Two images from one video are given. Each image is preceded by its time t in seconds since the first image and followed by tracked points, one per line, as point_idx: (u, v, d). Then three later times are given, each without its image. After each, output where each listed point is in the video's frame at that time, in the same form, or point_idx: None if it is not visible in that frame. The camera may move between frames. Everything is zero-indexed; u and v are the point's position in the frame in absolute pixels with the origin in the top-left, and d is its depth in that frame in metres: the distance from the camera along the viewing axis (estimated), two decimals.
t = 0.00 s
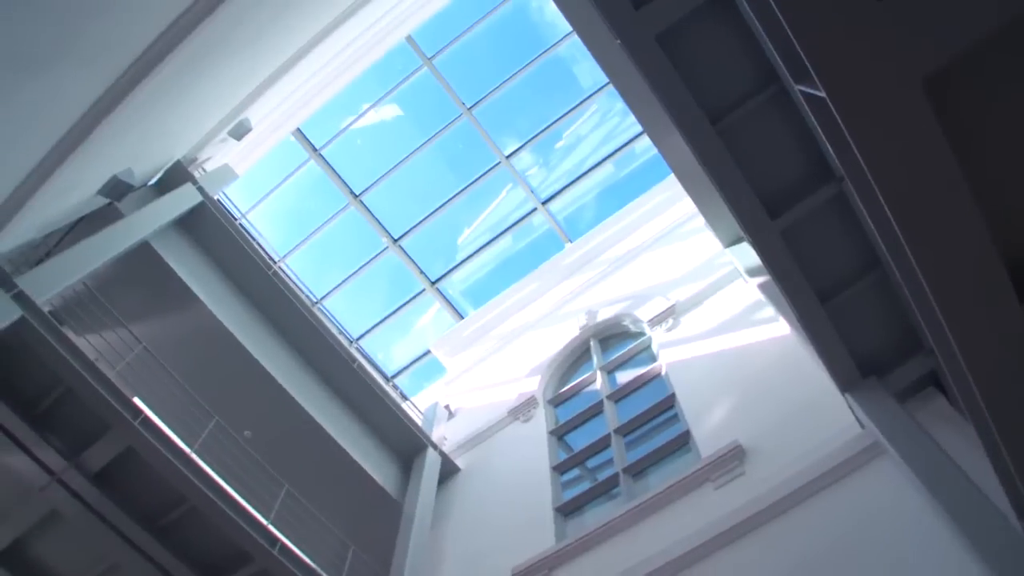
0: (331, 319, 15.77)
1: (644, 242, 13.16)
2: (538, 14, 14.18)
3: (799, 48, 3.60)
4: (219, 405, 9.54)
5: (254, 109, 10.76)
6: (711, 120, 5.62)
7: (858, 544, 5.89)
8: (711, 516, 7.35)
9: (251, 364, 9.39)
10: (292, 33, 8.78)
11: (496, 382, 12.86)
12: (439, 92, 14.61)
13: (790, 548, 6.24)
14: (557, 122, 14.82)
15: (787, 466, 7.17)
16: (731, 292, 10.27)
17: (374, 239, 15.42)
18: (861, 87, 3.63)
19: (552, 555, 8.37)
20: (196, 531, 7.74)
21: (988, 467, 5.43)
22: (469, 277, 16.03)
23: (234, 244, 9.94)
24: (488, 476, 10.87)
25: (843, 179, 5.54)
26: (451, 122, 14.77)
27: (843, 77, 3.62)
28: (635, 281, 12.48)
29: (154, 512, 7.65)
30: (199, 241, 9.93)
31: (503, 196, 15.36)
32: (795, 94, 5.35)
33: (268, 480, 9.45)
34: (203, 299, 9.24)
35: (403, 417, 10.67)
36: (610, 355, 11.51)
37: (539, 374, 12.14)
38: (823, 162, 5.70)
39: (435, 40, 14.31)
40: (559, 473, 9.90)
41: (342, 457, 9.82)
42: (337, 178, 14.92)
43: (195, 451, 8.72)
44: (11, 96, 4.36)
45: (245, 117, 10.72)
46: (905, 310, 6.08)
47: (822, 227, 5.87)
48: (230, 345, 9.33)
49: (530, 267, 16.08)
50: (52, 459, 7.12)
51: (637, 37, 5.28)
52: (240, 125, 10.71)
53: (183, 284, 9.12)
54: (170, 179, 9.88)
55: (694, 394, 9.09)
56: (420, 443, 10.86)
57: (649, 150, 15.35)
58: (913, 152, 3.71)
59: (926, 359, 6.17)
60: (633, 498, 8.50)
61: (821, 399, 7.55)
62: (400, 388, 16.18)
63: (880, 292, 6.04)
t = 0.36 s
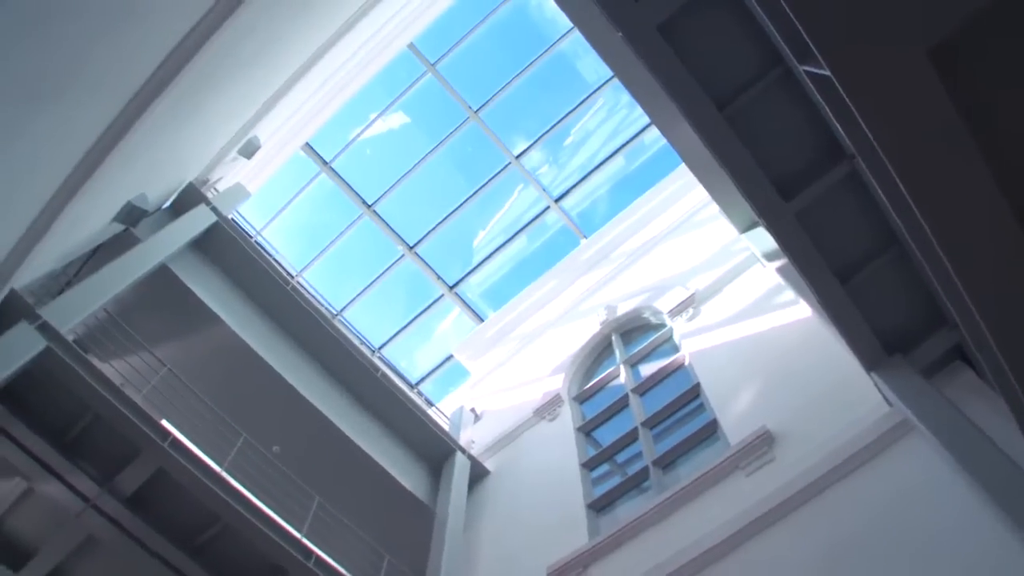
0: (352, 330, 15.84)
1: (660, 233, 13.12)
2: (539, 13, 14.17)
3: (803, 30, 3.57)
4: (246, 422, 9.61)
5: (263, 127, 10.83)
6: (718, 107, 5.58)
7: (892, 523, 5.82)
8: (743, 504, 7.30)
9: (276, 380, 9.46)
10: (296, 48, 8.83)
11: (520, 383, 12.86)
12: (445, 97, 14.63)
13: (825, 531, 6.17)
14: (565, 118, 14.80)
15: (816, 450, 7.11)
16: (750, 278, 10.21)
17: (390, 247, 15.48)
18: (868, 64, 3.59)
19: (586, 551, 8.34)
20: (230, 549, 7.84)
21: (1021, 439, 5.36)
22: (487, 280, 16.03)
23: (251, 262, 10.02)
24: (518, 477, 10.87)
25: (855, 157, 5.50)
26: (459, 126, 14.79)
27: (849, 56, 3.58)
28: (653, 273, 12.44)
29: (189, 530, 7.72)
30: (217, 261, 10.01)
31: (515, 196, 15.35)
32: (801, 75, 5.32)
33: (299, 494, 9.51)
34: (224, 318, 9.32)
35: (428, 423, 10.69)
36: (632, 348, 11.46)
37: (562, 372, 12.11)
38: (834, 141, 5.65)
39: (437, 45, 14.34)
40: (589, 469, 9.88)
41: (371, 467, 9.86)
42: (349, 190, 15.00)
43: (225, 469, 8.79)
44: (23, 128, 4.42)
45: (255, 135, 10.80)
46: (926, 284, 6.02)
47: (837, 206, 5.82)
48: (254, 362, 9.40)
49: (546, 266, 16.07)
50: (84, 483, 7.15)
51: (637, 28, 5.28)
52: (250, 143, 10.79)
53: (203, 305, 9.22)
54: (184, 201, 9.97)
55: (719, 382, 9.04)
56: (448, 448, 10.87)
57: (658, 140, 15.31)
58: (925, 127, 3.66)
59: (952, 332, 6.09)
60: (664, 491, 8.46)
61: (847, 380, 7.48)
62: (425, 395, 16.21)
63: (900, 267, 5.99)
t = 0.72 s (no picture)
0: (372, 339, 15.91)
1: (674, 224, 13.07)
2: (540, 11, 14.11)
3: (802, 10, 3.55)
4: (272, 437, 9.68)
5: (271, 142, 10.89)
6: (725, 93, 5.53)
7: (924, 501, 5.76)
8: (773, 490, 7.25)
9: (300, 393, 9.52)
10: (299, 63, 8.87)
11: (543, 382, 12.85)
12: (450, 102, 14.64)
13: (857, 512, 6.12)
14: (571, 115, 14.75)
15: (843, 432, 7.05)
16: (767, 263, 10.15)
17: (405, 255, 15.53)
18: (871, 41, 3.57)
19: (619, 546, 8.32)
20: (263, 564, 7.91)
21: None
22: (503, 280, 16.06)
23: (268, 278, 10.09)
24: (546, 476, 10.87)
25: (865, 136, 5.46)
26: (467, 129, 14.79)
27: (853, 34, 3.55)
28: (669, 264, 12.40)
29: (222, 547, 7.80)
30: (234, 278, 10.09)
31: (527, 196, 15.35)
32: (805, 56, 5.29)
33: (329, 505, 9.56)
34: (244, 335, 9.39)
35: (453, 427, 10.75)
36: (653, 341, 11.42)
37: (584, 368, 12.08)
38: (843, 121, 5.61)
39: (439, 50, 14.34)
40: (617, 464, 9.85)
41: (400, 474, 9.89)
42: (361, 200, 15.07)
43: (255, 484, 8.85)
44: (34, 158, 4.46)
45: (264, 151, 10.86)
46: (944, 259, 5.96)
47: (850, 186, 5.77)
48: (277, 377, 9.46)
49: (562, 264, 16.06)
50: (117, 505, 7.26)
51: (639, 19, 5.24)
52: (260, 159, 10.85)
53: (223, 322, 9.29)
54: (199, 220, 10.05)
55: (742, 370, 8.99)
56: (475, 451, 10.88)
57: (667, 131, 15.22)
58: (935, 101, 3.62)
59: (974, 306, 6.01)
60: (694, 482, 8.43)
61: (871, 360, 7.42)
62: (449, 399, 16.24)
63: (915, 243, 5.94)
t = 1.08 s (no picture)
0: (392, 347, 15.96)
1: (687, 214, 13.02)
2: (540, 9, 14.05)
3: None
4: (298, 449, 9.74)
5: (280, 157, 10.94)
6: (730, 81, 5.51)
7: (954, 479, 5.70)
8: (800, 476, 7.19)
9: (323, 404, 9.58)
10: (303, 76, 8.92)
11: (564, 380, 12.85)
12: (456, 106, 14.66)
13: (885, 493, 6.07)
14: (577, 112, 14.72)
15: (868, 414, 6.98)
16: (783, 248, 10.08)
17: (419, 261, 15.57)
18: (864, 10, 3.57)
19: (649, 541, 8.29)
20: None
21: None
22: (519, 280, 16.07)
23: (284, 291, 10.15)
24: (572, 474, 10.87)
25: (873, 115, 5.42)
26: (474, 132, 14.81)
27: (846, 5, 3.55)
28: (685, 255, 12.35)
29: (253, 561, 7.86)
30: (252, 294, 10.16)
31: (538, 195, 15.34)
32: (807, 39, 5.27)
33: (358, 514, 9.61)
34: (264, 350, 9.45)
35: (476, 428, 10.77)
36: (672, 333, 11.38)
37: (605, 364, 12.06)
38: (851, 101, 5.57)
39: (442, 54, 14.36)
40: (642, 459, 9.83)
41: (426, 479, 9.92)
42: (373, 208, 15.13)
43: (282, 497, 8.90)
44: (44, 185, 4.51)
45: (273, 166, 10.92)
46: (961, 235, 5.90)
47: (861, 166, 5.73)
48: (299, 389, 9.51)
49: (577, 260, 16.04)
50: (145, 525, 7.33)
51: (639, 10, 5.21)
52: (270, 174, 10.91)
53: (243, 338, 9.35)
54: (213, 238, 10.11)
55: (763, 357, 8.94)
56: (500, 452, 10.88)
57: (674, 122, 15.08)
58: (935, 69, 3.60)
59: (995, 280, 5.94)
60: (720, 472, 8.39)
61: (892, 339, 7.35)
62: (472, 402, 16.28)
63: (931, 220, 5.89)
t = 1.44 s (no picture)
0: (410, 353, 16.01)
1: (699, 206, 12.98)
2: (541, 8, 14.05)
3: None
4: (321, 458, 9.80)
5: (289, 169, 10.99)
6: (735, 70, 5.49)
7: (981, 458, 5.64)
8: (825, 462, 7.15)
9: (344, 412, 9.62)
10: (308, 87, 8.96)
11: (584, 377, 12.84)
12: (462, 109, 14.67)
13: (911, 477, 6.02)
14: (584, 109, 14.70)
15: (891, 397, 6.92)
16: (797, 235, 10.02)
17: (434, 265, 15.62)
18: None
19: (676, 535, 8.26)
20: None
21: None
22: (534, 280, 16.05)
23: (300, 302, 10.20)
24: (596, 471, 10.86)
25: (880, 96, 5.38)
26: (481, 134, 14.82)
27: None
28: (699, 246, 12.31)
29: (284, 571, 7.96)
30: (269, 306, 10.22)
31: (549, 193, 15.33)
32: (810, 23, 5.24)
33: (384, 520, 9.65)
34: (283, 361, 9.51)
35: (497, 429, 10.78)
36: (689, 325, 11.33)
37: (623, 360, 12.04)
38: (858, 83, 5.54)
39: (446, 59, 14.37)
40: (665, 453, 9.80)
41: (451, 482, 9.95)
42: (385, 215, 15.20)
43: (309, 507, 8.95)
44: (56, 211, 4.56)
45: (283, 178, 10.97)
46: (976, 211, 5.84)
47: (871, 148, 5.69)
48: (319, 399, 9.55)
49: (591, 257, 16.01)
50: (175, 541, 7.47)
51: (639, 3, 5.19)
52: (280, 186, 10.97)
53: (262, 350, 9.41)
54: (227, 253, 10.18)
55: (782, 345, 8.89)
56: (522, 452, 10.88)
57: (681, 113, 14.98)
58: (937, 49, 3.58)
59: (1013, 256, 5.86)
60: (745, 462, 8.35)
61: (912, 321, 7.29)
62: (493, 404, 16.31)
63: (944, 198, 5.84)
